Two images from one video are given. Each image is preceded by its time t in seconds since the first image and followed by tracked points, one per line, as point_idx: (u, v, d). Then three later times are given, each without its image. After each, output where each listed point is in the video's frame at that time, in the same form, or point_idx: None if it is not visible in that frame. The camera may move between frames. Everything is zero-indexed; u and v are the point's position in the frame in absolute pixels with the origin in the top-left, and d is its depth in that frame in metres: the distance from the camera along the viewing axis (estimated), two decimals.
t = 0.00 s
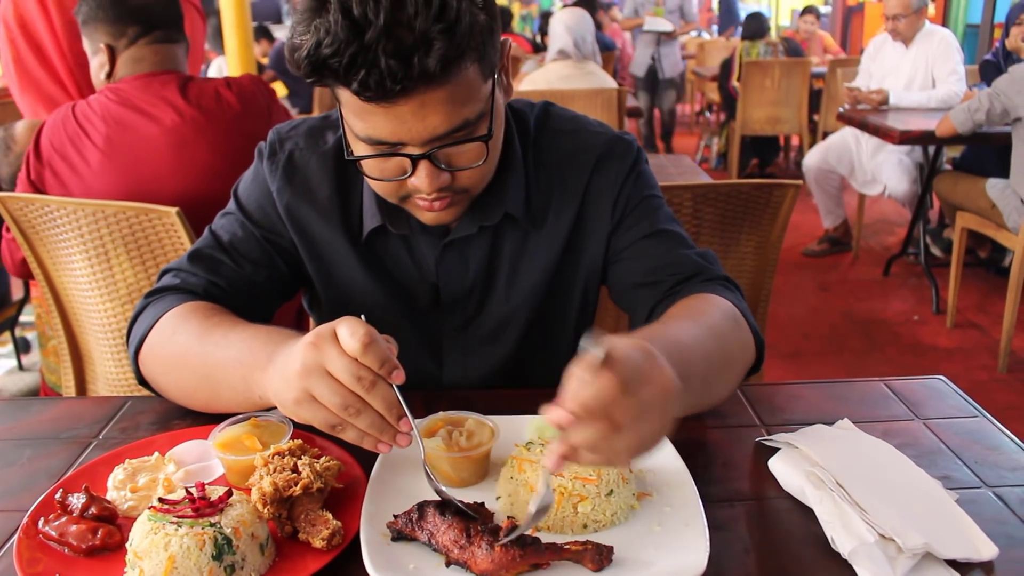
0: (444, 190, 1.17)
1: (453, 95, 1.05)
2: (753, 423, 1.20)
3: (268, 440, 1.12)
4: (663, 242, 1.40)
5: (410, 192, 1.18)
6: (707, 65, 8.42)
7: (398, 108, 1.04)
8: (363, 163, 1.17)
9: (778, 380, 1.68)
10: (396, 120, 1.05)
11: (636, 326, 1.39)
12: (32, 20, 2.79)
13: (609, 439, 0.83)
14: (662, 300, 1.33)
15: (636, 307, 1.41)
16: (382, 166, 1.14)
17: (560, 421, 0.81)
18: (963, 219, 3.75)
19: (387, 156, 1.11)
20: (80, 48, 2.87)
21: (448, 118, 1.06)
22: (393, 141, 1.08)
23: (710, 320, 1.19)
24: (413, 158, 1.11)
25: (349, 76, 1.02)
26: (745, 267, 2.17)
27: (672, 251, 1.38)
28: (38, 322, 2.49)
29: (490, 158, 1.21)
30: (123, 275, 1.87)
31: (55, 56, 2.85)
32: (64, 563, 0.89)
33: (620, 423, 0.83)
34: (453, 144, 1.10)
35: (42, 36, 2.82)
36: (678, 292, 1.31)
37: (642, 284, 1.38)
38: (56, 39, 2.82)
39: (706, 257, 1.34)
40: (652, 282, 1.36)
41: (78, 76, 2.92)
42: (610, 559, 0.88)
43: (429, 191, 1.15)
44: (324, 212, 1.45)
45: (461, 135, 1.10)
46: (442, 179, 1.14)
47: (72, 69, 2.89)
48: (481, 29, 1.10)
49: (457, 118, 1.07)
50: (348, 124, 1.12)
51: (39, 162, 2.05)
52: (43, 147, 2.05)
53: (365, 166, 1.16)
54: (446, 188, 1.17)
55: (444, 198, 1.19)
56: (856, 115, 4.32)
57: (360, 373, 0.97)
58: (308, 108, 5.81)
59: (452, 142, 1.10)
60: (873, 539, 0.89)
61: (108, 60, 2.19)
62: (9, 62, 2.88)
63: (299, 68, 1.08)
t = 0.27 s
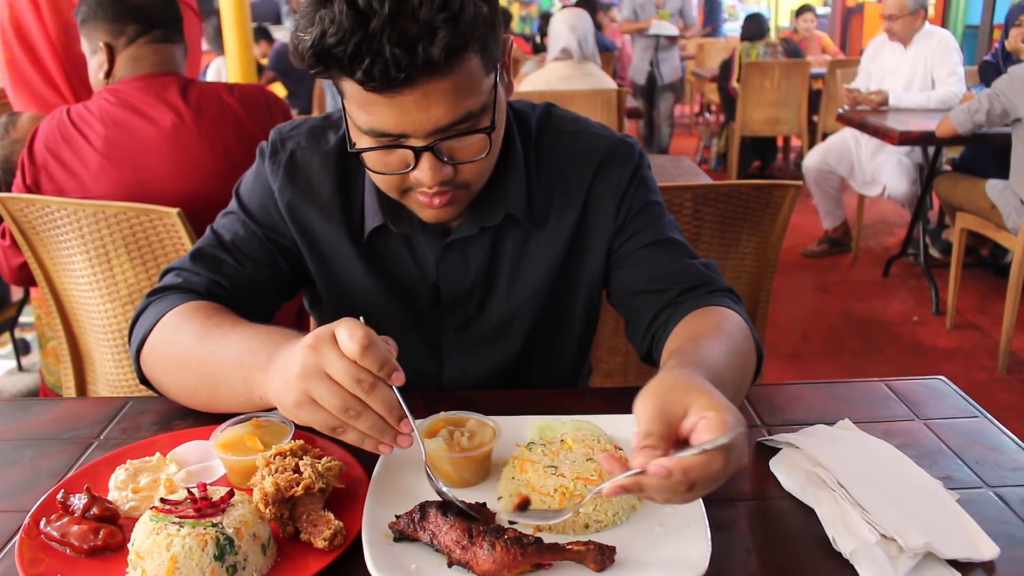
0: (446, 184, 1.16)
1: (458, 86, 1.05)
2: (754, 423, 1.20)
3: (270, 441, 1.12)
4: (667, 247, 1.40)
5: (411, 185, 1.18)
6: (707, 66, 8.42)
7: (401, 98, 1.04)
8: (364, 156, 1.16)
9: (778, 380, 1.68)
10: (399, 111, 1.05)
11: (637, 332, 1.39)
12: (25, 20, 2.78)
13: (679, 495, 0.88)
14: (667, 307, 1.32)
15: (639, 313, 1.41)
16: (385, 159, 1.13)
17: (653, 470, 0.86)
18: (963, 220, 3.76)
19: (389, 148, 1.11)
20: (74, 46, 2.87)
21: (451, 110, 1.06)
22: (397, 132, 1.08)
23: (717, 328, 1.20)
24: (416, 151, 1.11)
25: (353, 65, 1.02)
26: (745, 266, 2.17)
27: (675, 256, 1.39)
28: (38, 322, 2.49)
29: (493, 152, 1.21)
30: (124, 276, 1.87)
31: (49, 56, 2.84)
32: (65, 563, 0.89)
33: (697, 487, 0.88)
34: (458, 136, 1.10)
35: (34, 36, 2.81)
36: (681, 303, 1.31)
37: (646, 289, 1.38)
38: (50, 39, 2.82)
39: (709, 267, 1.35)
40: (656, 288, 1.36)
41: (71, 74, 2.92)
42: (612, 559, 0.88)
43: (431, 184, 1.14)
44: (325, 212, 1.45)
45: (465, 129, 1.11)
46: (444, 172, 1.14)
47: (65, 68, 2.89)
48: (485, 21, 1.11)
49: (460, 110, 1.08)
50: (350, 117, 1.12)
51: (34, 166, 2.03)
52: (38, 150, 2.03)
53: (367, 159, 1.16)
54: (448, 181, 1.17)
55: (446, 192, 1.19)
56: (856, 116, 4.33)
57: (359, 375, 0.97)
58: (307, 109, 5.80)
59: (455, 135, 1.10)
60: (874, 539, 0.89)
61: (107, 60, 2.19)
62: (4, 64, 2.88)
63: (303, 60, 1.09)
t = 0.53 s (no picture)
0: (453, 168, 1.17)
1: (467, 64, 1.07)
2: (755, 423, 1.20)
3: (271, 441, 1.12)
4: (675, 248, 1.43)
5: (417, 170, 1.18)
6: (706, 66, 8.43)
7: (410, 73, 1.05)
8: (368, 139, 1.16)
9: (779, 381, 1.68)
10: (408, 89, 1.06)
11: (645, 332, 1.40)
12: (24, 21, 2.78)
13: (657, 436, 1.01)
14: (676, 307, 1.36)
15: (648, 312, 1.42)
16: (392, 142, 1.13)
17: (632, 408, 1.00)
18: (962, 220, 3.76)
19: (395, 130, 1.12)
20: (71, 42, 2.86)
21: (461, 88, 1.08)
22: (404, 112, 1.08)
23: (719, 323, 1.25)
24: (422, 132, 1.11)
25: (364, 38, 1.05)
26: (745, 267, 2.17)
27: (680, 258, 1.41)
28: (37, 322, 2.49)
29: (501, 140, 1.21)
30: (124, 277, 1.87)
31: (49, 56, 2.84)
32: (68, 563, 0.89)
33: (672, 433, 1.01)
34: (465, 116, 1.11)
35: (34, 36, 2.81)
36: (692, 300, 1.35)
37: (655, 290, 1.39)
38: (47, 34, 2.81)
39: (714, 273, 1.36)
40: (665, 289, 1.38)
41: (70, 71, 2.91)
42: (614, 559, 0.88)
43: (438, 167, 1.15)
44: (326, 212, 1.45)
45: (471, 109, 1.12)
46: (451, 155, 1.14)
47: (62, 64, 2.88)
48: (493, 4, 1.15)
49: (468, 90, 1.09)
50: (357, 99, 1.13)
51: (33, 168, 2.02)
52: (37, 152, 2.03)
53: (372, 142, 1.16)
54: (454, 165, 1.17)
55: (453, 176, 1.19)
56: (855, 116, 4.33)
57: (350, 362, 0.99)
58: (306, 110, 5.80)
59: (461, 116, 1.11)
60: (876, 539, 0.89)
61: (108, 58, 2.18)
62: (6, 65, 2.88)
63: (314, 36, 1.12)
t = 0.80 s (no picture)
0: (463, 150, 1.19)
1: (481, 42, 1.12)
2: (755, 424, 1.21)
3: (272, 442, 1.12)
4: (676, 247, 1.41)
5: (428, 155, 1.19)
6: (705, 68, 8.44)
7: (429, 45, 1.09)
8: (379, 119, 1.18)
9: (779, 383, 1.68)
10: (424, 62, 1.09)
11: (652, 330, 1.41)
12: (30, 24, 2.78)
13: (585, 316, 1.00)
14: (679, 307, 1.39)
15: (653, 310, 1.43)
16: (404, 123, 1.16)
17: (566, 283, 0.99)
18: (961, 222, 3.77)
19: (407, 109, 1.14)
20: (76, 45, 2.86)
21: (476, 65, 1.11)
22: (418, 88, 1.11)
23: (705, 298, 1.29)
24: (435, 109, 1.13)
25: (385, 9, 1.10)
26: (745, 268, 2.18)
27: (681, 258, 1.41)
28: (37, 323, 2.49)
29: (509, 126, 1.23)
30: (124, 278, 1.87)
31: (54, 59, 2.84)
32: (68, 563, 0.89)
33: (603, 314, 1.01)
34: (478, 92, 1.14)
35: (40, 40, 2.81)
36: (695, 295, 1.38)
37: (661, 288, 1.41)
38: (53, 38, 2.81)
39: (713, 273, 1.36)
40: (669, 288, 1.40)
41: (75, 74, 2.92)
42: (614, 561, 0.88)
43: (450, 147, 1.16)
44: (322, 215, 1.45)
45: (482, 89, 1.14)
46: (463, 136, 1.16)
47: (67, 66, 2.88)
48: None
49: (481, 67, 1.12)
50: (369, 80, 1.16)
51: (34, 170, 2.02)
52: (39, 155, 2.03)
53: (383, 122, 1.17)
54: (465, 148, 1.18)
55: (464, 160, 1.21)
56: (854, 118, 4.34)
57: (305, 320, 1.10)
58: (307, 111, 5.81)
59: (472, 96, 1.14)
60: (876, 540, 0.89)
61: (112, 60, 2.18)
62: (10, 67, 2.88)
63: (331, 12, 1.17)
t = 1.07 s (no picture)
0: (457, 154, 1.17)
1: (477, 45, 1.13)
2: (756, 429, 1.21)
3: (272, 444, 1.12)
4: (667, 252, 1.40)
5: (420, 160, 1.18)
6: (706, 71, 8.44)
7: (423, 46, 1.09)
8: (373, 121, 1.16)
9: (779, 386, 1.68)
10: (419, 61, 1.10)
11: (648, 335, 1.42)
12: (36, 24, 2.79)
13: (502, 202, 0.99)
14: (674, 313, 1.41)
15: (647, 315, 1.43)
16: (398, 127, 1.15)
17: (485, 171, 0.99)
18: (961, 226, 3.77)
19: (401, 110, 1.14)
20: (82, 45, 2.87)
21: (471, 64, 1.12)
22: (413, 85, 1.11)
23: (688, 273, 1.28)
24: (430, 112, 1.13)
25: (383, 7, 1.11)
26: (745, 271, 2.18)
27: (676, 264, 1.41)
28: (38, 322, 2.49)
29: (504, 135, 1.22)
30: (125, 279, 1.87)
31: (59, 59, 2.85)
32: (69, 565, 0.89)
33: (517, 197, 0.99)
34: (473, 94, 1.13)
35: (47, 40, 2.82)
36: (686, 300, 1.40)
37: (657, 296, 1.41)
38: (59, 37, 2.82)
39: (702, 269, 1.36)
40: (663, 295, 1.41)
41: (81, 76, 2.91)
42: (615, 565, 0.88)
43: (444, 150, 1.15)
44: (315, 226, 1.44)
45: (476, 91, 1.14)
46: (457, 140, 1.15)
47: (72, 66, 2.88)
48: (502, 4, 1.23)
49: (477, 67, 1.13)
50: (364, 82, 1.17)
51: (37, 173, 2.03)
52: (40, 157, 2.03)
53: (377, 125, 1.16)
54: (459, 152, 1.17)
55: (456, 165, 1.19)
56: (855, 122, 4.34)
57: (295, 317, 1.09)
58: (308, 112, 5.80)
59: (468, 98, 1.14)
60: (876, 544, 0.89)
61: (113, 67, 2.21)
62: (14, 66, 2.88)
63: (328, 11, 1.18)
